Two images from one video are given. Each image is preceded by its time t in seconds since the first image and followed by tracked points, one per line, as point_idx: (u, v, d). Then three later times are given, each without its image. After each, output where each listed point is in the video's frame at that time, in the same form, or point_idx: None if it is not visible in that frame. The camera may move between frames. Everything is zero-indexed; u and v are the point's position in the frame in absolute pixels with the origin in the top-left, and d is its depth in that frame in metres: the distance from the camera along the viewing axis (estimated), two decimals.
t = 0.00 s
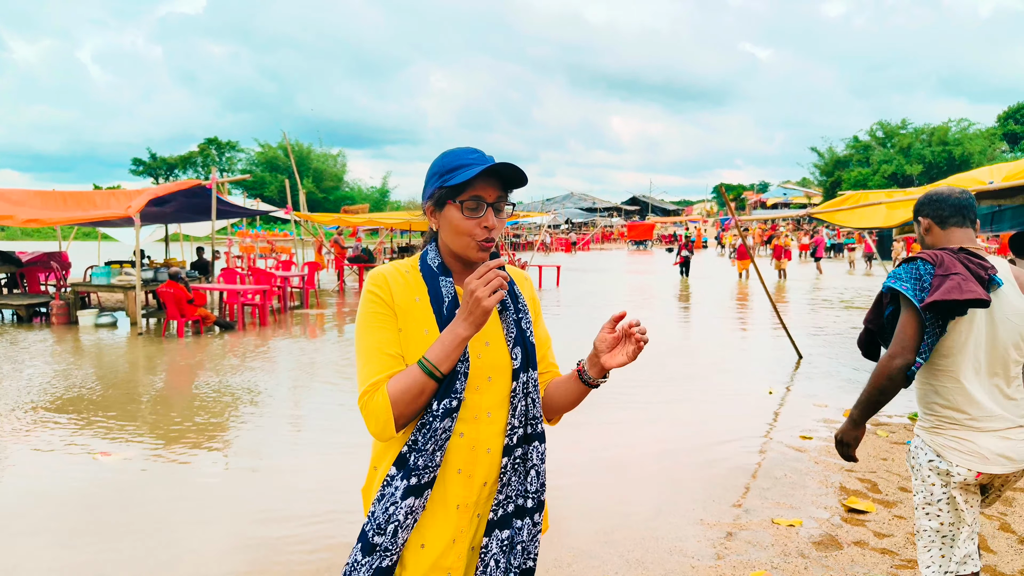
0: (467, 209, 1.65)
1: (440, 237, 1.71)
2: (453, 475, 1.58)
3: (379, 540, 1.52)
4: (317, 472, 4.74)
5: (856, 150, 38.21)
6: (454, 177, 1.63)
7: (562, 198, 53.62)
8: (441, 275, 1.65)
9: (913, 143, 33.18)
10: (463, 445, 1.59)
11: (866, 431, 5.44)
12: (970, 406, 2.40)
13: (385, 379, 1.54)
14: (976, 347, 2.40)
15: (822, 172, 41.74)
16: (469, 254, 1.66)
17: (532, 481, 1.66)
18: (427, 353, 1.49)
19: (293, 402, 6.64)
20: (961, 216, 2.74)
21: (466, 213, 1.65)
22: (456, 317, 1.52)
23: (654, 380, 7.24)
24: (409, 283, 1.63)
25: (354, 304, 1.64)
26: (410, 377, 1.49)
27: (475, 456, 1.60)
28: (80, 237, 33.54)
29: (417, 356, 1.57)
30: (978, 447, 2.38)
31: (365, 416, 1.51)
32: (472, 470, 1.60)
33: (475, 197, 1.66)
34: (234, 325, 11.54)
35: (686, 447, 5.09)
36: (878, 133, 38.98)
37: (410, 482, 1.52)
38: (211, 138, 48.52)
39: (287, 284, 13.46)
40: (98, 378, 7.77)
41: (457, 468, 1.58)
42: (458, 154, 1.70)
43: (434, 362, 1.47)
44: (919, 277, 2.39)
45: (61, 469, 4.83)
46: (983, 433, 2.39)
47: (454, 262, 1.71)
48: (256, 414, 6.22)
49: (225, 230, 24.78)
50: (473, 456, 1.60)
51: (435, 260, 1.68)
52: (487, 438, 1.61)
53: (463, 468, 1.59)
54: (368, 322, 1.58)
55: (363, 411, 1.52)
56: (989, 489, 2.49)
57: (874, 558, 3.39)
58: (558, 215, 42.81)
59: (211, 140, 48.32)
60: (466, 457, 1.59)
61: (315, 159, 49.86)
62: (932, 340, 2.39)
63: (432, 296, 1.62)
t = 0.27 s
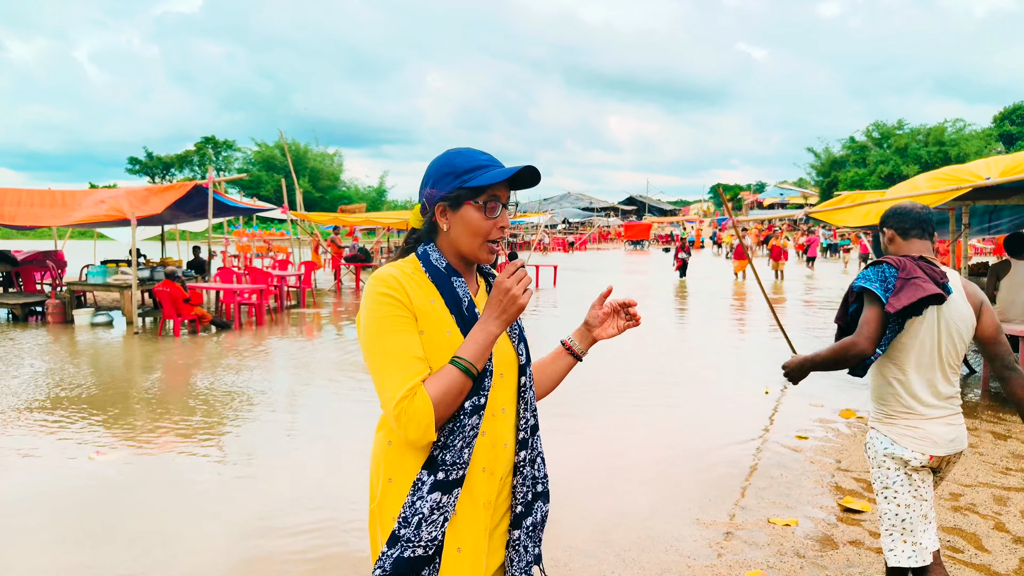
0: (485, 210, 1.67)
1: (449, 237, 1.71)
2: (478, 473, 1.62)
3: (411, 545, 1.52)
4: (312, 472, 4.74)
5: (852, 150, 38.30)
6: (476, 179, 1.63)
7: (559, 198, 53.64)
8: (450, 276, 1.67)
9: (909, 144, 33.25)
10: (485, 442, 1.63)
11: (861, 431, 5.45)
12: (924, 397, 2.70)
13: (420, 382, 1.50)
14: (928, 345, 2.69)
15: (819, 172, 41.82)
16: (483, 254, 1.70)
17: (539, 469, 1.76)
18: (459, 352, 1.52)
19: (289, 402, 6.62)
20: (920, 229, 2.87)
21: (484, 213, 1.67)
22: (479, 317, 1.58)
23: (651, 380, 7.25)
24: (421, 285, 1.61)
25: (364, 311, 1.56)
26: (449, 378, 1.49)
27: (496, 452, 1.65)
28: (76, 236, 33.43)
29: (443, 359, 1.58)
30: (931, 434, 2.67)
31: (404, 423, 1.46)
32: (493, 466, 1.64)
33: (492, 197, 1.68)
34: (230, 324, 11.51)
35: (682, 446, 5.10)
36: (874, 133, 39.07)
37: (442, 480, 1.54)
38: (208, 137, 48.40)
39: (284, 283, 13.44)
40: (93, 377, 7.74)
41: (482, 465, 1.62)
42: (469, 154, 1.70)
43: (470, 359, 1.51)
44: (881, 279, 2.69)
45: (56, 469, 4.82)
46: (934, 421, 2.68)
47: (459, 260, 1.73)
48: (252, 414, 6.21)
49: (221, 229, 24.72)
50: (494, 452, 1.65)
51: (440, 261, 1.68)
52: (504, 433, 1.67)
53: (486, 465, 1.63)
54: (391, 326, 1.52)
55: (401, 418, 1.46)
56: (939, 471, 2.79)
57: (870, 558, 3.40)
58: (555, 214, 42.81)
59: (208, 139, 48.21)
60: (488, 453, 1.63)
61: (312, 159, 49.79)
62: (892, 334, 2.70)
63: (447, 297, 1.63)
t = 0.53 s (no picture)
0: (502, 212, 1.75)
1: (464, 238, 1.71)
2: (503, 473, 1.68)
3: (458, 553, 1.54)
4: (311, 476, 4.73)
5: (850, 154, 38.42)
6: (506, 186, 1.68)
7: (558, 202, 53.68)
8: (459, 279, 1.68)
9: (906, 147, 33.36)
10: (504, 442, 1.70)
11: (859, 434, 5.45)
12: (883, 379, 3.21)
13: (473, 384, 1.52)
14: (890, 331, 3.21)
15: (817, 176, 41.96)
16: (493, 256, 1.77)
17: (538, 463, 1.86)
18: (494, 352, 1.61)
19: (288, 406, 6.62)
20: (886, 225, 3.23)
21: (501, 215, 1.74)
22: (498, 316, 1.69)
23: (649, 384, 7.26)
24: (440, 289, 1.60)
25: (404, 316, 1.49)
26: (496, 377, 1.57)
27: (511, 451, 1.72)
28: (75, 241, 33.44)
29: (476, 360, 1.63)
30: (887, 412, 3.19)
31: (469, 427, 1.47)
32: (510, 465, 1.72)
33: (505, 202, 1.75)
34: (229, 329, 11.49)
35: (681, 450, 5.10)
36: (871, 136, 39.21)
37: (485, 482, 1.60)
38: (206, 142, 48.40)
39: (282, 288, 13.44)
40: (92, 383, 7.74)
41: (505, 465, 1.69)
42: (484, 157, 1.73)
43: (506, 355, 1.61)
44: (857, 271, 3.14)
45: (55, 474, 4.81)
46: (893, 401, 3.19)
47: (464, 261, 1.75)
48: (251, 419, 6.19)
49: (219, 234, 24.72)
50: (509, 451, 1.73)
51: (446, 264, 1.68)
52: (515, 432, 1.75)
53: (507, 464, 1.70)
54: (433, 330, 1.50)
55: (468, 423, 1.47)
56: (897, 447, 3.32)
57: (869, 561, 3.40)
58: (553, 218, 42.84)
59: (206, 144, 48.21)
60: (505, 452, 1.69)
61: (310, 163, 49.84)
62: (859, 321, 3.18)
63: (464, 301, 1.65)
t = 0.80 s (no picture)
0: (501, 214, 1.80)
1: (469, 238, 1.72)
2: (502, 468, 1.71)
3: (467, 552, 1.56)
4: (309, 478, 4.73)
5: (848, 155, 38.49)
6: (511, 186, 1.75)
7: (556, 203, 53.68)
8: (465, 280, 1.67)
9: (904, 148, 33.42)
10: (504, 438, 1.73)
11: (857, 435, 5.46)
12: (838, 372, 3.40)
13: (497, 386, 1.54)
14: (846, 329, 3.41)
15: (814, 177, 42.03)
16: (491, 257, 1.81)
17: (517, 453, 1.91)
18: (505, 355, 1.63)
19: (286, 408, 6.62)
20: (837, 231, 3.56)
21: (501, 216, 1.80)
22: (500, 319, 1.71)
23: (647, 385, 7.26)
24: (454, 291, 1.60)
25: (435, 319, 1.46)
26: (514, 379, 1.60)
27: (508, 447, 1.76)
28: (72, 242, 33.37)
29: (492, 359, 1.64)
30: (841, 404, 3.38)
31: (502, 428, 1.49)
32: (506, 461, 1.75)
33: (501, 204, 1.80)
34: (226, 330, 11.47)
35: (679, 451, 5.11)
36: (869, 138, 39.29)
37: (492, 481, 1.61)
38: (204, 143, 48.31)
39: (280, 289, 13.43)
40: (89, 384, 7.72)
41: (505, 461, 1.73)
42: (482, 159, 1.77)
43: (518, 356, 1.64)
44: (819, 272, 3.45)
45: (52, 476, 4.80)
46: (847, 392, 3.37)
47: (466, 262, 1.75)
48: (249, 420, 6.18)
49: (217, 236, 24.69)
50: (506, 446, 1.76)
51: (453, 265, 1.67)
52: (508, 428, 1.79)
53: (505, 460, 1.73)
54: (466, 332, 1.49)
55: (502, 423, 1.49)
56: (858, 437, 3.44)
57: (867, 562, 3.40)
58: (551, 219, 42.81)
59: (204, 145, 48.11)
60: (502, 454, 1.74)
61: (308, 164, 49.80)
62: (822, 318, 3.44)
63: (473, 302, 1.65)
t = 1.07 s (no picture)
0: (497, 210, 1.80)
1: (464, 233, 1.72)
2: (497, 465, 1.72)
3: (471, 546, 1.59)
4: (306, 473, 4.72)
5: (845, 150, 38.50)
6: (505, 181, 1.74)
7: (553, 199, 53.63)
8: (462, 276, 1.67)
9: (901, 143, 33.42)
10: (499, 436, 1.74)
11: (854, 430, 5.47)
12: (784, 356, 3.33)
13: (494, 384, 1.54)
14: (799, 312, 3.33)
15: (812, 172, 42.03)
16: (486, 253, 1.81)
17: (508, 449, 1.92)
18: (502, 352, 1.62)
19: (283, 404, 6.60)
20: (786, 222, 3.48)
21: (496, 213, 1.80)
22: (496, 316, 1.71)
23: (645, 380, 7.27)
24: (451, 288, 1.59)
25: (434, 317, 1.46)
26: (512, 377, 1.60)
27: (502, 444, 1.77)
28: (69, 238, 33.26)
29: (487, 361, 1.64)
30: (791, 380, 3.29)
31: (500, 427, 1.49)
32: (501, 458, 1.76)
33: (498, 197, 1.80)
34: (223, 326, 11.45)
35: (677, 446, 5.11)
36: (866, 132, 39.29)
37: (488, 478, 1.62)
38: (200, 138, 48.15)
39: (277, 285, 13.39)
40: (86, 380, 7.71)
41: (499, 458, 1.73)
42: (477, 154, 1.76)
43: (516, 353, 1.64)
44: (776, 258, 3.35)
45: (49, 472, 4.79)
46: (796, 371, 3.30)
47: (461, 258, 1.75)
48: (246, 416, 6.18)
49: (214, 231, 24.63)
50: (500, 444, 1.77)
51: (449, 261, 1.66)
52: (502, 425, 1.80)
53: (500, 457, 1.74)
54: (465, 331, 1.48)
55: (500, 423, 1.49)
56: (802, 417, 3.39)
57: (863, 556, 3.42)
58: (549, 215, 42.76)
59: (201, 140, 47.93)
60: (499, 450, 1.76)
61: (305, 160, 49.66)
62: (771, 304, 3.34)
63: (470, 298, 1.65)
